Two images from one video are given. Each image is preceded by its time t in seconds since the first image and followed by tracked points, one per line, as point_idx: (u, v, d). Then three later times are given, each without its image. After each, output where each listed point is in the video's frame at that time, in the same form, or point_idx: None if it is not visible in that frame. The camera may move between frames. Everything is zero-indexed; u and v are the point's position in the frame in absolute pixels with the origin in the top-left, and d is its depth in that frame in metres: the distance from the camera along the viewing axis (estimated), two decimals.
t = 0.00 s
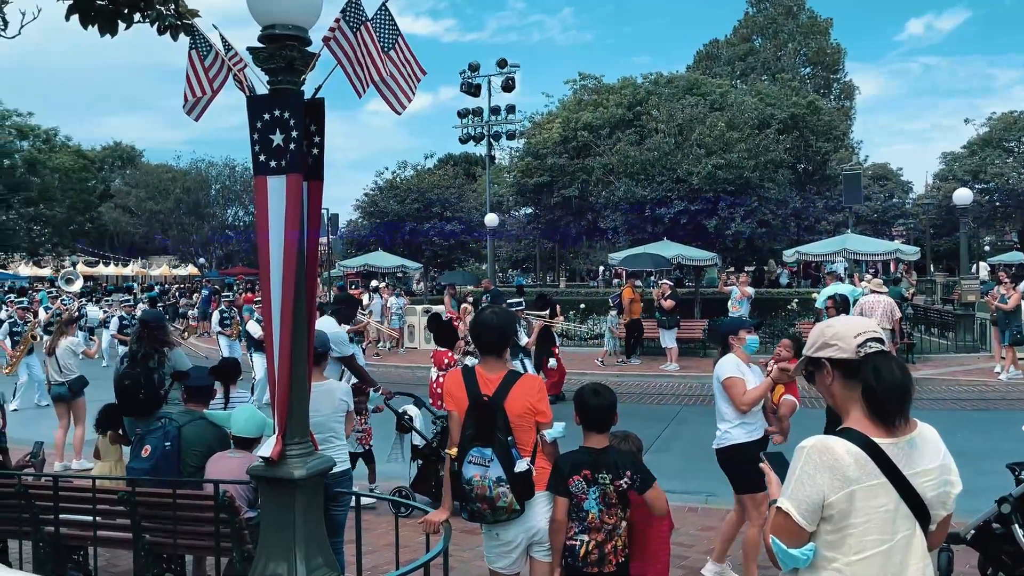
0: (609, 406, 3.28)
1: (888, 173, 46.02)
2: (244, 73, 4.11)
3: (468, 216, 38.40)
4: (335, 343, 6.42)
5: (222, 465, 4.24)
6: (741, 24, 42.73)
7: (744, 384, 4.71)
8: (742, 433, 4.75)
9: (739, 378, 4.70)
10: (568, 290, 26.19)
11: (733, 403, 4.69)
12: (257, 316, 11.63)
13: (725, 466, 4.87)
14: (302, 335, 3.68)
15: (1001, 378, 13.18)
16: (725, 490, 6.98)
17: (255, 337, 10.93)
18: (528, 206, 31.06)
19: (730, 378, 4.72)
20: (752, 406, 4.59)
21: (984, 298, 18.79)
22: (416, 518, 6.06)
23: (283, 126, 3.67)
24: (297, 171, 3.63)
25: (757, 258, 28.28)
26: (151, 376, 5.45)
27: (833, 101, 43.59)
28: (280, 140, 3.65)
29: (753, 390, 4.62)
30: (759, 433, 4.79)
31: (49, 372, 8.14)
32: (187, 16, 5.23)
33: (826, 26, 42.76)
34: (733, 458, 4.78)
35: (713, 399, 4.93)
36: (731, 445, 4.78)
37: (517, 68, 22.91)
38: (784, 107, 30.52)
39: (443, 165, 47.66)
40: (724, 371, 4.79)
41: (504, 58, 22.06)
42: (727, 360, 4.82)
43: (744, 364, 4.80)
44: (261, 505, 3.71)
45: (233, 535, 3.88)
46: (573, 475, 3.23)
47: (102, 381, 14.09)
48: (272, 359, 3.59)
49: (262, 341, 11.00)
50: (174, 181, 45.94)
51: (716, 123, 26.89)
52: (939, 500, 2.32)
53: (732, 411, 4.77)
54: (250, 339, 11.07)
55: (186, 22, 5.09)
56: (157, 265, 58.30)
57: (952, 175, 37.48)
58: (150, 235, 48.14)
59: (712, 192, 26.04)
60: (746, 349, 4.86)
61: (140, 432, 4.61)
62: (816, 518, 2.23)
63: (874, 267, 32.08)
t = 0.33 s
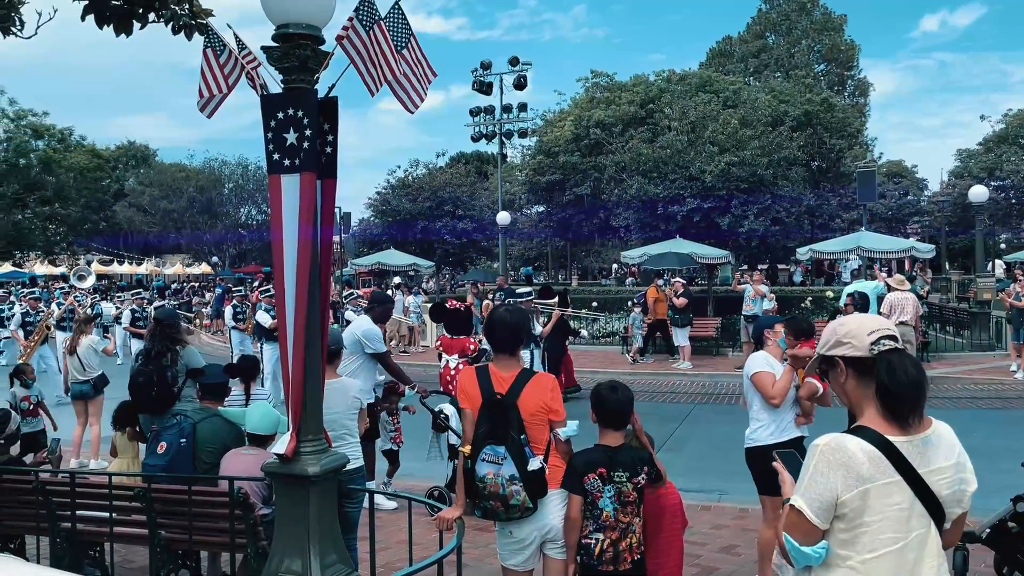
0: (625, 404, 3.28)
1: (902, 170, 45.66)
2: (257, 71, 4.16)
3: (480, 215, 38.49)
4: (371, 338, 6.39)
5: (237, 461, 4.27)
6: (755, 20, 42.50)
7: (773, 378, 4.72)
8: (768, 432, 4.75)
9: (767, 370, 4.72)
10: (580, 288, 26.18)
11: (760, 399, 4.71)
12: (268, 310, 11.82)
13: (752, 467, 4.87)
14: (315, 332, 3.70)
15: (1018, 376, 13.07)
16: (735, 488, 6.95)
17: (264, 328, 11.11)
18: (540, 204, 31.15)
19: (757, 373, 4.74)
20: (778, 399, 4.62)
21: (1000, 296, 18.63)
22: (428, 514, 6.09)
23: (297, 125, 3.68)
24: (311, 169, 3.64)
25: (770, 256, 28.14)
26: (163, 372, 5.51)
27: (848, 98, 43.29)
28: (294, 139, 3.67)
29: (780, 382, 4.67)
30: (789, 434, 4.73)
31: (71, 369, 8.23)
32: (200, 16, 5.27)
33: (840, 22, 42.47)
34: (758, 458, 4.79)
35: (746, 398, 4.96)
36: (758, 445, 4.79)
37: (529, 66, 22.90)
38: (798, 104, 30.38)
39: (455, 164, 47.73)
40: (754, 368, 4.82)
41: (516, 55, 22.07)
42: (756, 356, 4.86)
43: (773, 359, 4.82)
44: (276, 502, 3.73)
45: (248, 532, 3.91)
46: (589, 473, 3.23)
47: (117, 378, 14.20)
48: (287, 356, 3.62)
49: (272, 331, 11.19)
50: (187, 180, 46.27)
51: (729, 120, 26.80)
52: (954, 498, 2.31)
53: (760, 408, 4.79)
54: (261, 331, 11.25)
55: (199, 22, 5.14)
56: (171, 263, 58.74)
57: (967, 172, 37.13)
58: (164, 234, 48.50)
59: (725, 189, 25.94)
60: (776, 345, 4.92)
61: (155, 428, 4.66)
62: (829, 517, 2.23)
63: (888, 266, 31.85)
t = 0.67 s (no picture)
0: (636, 401, 3.29)
1: (912, 168, 45.42)
2: (264, 68, 4.18)
3: (487, 213, 38.53)
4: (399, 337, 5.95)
5: (245, 458, 4.29)
6: (763, 18, 42.41)
7: (801, 378, 4.70)
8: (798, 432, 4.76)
9: (795, 371, 4.72)
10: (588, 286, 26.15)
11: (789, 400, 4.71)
12: (275, 308, 11.91)
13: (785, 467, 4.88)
14: (323, 330, 3.71)
15: None
16: (744, 487, 6.94)
17: (272, 325, 11.20)
18: (547, 202, 31.13)
19: (785, 374, 4.74)
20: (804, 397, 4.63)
21: (1011, 294, 18.49)
22: (436, 512, 6.10)
23: (304, 123, 3.69)
24: (319, 167, 3.66)
25: (779, 254, 28.03)
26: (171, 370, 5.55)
27: (856, 96, 43.10)
28: (301, 136, 3.67)
29: (807, 380, 4.65)
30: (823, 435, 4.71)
31: (85, 367, 8.34)
32: (208, 15, 5.29)
33: (848, 19, 42.28)
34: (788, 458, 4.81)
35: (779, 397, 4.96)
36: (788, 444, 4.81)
37: (536, 64, 22.88)
38: (806, 102, 30.28)
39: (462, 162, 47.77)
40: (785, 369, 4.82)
41: (523, 54, 22.04)
42: (786, 355, 4.86)
43: (802, 358, 4.80)
44: (284, 498, 3.74)
45: (257, 527, 3.93)
46: (598, 470, 3.22)
47: (126, 376, 14.28)
48: (294, 353, 3.62)
49: (280, 329, 11.27)
50: (196, 179, 46.45)
51: (736, 118, 26.72)
52: (963, 494, 2.29)
53: (791, 408, 4.79)
54: (269, 328, 11.34)
55: (207, 20, 5.17)
56: (179, 262, 58.99)
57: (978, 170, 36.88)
58: (173, 233, 48.70)
59: (732, 187, 25.87)
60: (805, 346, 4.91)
61: (165, 424, 4.70)
62: (835, 512, 2.22)
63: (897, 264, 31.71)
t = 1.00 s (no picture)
0: (644, 398, 3.30)
1: (916, 167, 45.35)
2: (268, 67, 4.19)
3: (490, 212, 38.56)
4: (421, 337, 5.92)
5: (251, 456, 4.32)
6: (766, 17, 42.42)
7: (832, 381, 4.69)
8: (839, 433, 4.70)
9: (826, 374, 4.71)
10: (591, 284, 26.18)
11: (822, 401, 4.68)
12: (280, 307, 11.92)
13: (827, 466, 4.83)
14: (329, 329, 3.72)
15: None
16: (747, 485, 6.95)
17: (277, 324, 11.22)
18: (551, 201, 31.16)
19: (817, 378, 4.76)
20: (831, 399, 4.57)
21: (1014, 292, 18.44)
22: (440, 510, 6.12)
23: (309, 121, 3.70)
24: (324, 164, 3.66)
25: (782, 253, 28.01)
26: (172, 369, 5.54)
27: (859, 95, 43.04)
28: (307, 135, 3.69)
29: (835, 382, 4.62)
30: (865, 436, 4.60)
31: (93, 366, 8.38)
32: (212, 15, 5.28)
33: (852, 18, 42.20)
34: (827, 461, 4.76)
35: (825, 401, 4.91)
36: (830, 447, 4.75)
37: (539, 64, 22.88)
38: (809, 101, 30.27)
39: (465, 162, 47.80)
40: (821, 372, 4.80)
41: (525, 53, 21.94)
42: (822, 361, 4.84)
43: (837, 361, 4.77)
44: (289, 496, 3.75)
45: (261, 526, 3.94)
46: (607, 465, 3.25)
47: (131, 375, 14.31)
48: (299, 352, 3.64)
49: (284, 328, 11.30)
50: (199, 178, 46.53)
51: (740, 117, 26.69)
52: (968, 492, 2.29)
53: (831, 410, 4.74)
54: (274, 327, 11.36)
55: (211, 21, 5.18)
56: (183, 260, 59.07)
57: (982, 169, 36.80)
58: (177, 232, 48.76)
59: (735, 186, 25.84)
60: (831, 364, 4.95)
61: (169, 422, 4.72)
62: (837, 509, 2.22)
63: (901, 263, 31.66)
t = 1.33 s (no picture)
0: (651, 396, 3.30)
1: (915, 166, 45.37)
2: (269, 66, 4.19)
3: (490, 212, 38.58)
4: (439, 338, 5.82)
5: (252, 455, 4.32)
6: (765, 17, 42.46)
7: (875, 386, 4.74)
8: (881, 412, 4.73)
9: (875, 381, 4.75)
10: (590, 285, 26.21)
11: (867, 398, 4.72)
12: (282, 308, 11.87)
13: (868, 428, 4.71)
14: (328, 329, 3.72)
15: None
16: (748, 484, 6.94)
17: (280, 325, 11.17)
18: (550, 200, 31.21)
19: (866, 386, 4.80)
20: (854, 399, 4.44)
21: (1013, 292, 18.43)
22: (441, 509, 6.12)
23: (310, 121, 3.70)
24: (324, 164, 3.67)
25: (782, 253, 28.05)
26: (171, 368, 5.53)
27: (859, 94, 43.01)
28: (307, 135, 3.69)
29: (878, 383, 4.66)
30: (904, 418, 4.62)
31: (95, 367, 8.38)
32: (212, 15, 5.28)
33: (851, 18, 42.19)
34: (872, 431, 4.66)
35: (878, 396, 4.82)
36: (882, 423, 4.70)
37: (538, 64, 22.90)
38: (809, 101, 30.31)
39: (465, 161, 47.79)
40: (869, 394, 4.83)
41: (525, 53, 22.00)
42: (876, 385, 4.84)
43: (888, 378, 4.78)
44: (290, 495, 3.76)
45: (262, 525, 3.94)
46: (618, 461, 3.25)
47: (132, 376, 14.31)
48: (300, 352, 3.65)
49: (287, 330, 11.26)
50: (199, 178, 46.56)
51: (740, 118, 26.62)
52: (970, 492, 2.30)
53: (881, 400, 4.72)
54: (276, 329, 11.31)
55: (212, 20, 5.19)
56: (183, 260, 59.06)
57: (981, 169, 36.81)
58: (177, 232, 48.74)
59: (736, 186, 25.85)
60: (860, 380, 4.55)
61: (171, 421, 4.72)
62: (837, 510, 2.22)
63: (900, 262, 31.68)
